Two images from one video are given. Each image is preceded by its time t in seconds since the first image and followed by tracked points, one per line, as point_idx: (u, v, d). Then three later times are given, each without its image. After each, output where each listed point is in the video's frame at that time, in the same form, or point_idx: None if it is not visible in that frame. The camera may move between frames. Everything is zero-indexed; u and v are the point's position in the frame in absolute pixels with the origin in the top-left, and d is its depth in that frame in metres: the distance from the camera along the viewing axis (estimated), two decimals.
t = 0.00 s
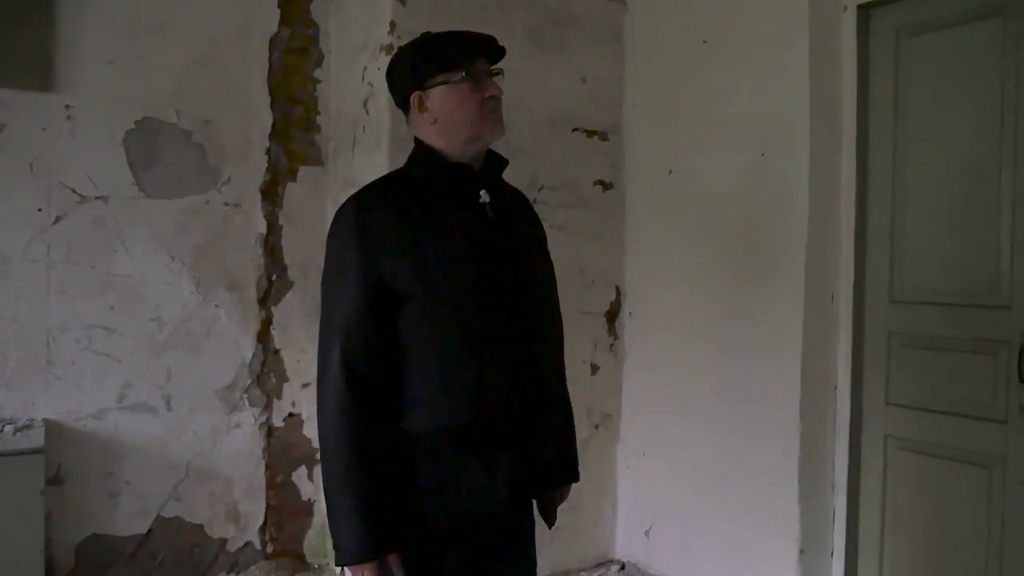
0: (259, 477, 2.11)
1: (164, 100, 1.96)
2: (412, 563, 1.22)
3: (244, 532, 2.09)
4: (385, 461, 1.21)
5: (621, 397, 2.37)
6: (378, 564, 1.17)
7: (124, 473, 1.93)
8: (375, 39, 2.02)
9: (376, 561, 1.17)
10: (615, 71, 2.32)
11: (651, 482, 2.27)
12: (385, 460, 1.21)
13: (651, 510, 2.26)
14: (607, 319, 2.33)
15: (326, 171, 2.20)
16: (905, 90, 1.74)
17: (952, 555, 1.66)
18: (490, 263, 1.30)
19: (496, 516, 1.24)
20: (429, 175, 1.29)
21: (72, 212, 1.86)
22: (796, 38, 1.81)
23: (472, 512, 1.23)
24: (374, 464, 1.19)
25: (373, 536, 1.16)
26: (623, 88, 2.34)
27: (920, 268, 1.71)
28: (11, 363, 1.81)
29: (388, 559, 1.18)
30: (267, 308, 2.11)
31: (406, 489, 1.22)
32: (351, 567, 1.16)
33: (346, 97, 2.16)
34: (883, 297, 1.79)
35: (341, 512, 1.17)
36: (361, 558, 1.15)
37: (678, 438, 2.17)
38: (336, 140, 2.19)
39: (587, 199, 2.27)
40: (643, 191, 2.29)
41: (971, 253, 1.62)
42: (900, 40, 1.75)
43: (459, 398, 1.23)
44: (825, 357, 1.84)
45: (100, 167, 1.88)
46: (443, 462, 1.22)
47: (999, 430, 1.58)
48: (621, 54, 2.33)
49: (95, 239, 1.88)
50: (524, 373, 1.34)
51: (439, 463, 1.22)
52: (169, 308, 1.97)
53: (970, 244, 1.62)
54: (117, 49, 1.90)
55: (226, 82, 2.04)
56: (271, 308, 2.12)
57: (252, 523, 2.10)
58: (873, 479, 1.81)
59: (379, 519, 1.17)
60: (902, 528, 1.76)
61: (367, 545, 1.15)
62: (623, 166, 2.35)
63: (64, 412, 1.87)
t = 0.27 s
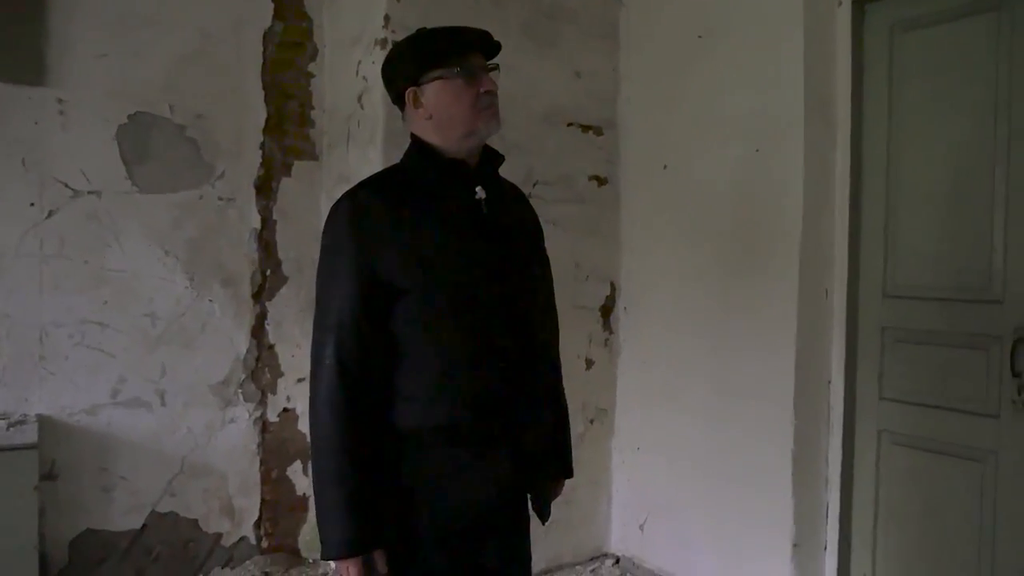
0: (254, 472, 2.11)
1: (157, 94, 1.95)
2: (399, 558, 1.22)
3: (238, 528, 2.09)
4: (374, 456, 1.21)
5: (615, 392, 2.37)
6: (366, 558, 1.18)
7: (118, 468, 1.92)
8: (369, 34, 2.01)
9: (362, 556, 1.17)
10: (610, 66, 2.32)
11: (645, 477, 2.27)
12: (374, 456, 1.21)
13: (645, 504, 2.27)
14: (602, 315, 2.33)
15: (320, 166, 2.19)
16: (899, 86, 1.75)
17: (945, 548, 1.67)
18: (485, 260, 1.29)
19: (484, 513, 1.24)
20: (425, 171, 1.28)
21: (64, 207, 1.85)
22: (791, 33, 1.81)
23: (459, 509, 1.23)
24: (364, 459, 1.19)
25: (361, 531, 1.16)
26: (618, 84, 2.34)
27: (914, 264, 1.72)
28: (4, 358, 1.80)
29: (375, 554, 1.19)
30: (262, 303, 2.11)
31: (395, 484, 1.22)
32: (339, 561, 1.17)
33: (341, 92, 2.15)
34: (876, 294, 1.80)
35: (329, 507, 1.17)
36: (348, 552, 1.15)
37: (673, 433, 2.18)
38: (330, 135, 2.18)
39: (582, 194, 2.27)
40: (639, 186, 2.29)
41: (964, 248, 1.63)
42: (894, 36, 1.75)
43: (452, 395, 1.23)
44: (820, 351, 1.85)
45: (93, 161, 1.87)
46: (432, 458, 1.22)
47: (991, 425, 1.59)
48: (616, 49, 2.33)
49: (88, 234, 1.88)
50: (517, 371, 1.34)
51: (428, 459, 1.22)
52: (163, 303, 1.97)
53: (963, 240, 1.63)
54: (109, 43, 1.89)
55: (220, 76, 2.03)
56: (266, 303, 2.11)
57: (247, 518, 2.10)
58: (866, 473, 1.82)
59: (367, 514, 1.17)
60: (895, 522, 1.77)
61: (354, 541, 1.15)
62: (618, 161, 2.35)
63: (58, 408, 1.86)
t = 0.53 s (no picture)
0: (248, 470, 2.10)
1: (149, 92, 1.94)
2: (392, 557, 1.22)
3: (232, 527, 2.08)
4: (366, 455, 1.20)
5: (610, 390, 2.37)
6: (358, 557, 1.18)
7: (111, 467, 1.92)
8: (363, 32, 2.01)
9: (354, 555, 1.17)
10: (604, 64, 2.32)
11: (640, 475, 2.27)
12: (366, 454, 1.21)
13: (640, 502, 2.27)
14: (597, 313, 2.33)
15: (314, 164, 2.19)
16: (893, 85, 1.75)
17: (938, 546, 1.68)
18: (477, 259, 1.29)
19: (476, 511, 1.24)
20: (416, 170, 1.28)
21: (57, 205, 1.84)
22: (785, 32, 1.81)
23: (451, 507, 1.22)
24: (356, 458, 1.19)
25: (354, 531, 1.16)
26: (612, 82, 2.33)
27: (907, 263, 1.72)
28: None
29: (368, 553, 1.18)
30: (255, 301, 2.10)
31: (387, 483, 1.22)
32: (332, 560, 1.16)
33: (335, 90, 2.14)
34: (871, 293, 1.80)
35: (321, 506, 1.16)
36: (341, 552, 1.15)
37: (667, 431, 2.18)
38: (324, 133, 2.18)
39: (577, 192, 2.27)
40: (633, 184, 2.29)
41: (958, 248, 1.63)
42: (888, 35, 1.75)
43: (444, 393, 1.22)
44: (814, 349, 1.85)
45: (85, 160, 1.86)
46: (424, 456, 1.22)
47: (984, 423, 1.59)
48: (611, 47, 2.33)
49: (81, 232, 1.87)
50: (509, 369, 1.33)
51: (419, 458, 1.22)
52: (156, 302, 1.96)
53: (957, 239, 1.63)
54: (101, 40, 1.87)
55: (212, 74, 2.02)
56: (259, 302, 2.10)
57: (241, 517, 2.09)
58: (859, 471, 1.83)
59: (359, 513, 1.17)
60: (888, 519, 1.77)
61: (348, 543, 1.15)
62: (612, 159, 2.35)
63: (50, 407, 1.85)
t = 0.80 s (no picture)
0: (242, 468, 2.09)
1: (142, 88, 1.92)
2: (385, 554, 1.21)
3: (227, 524, 2.07)
4: (358, 452, 1.20)
5: (606, 387, 2.37)
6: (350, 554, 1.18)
7: (105, 465, 1.91)
8: (358, 27, 2.00)
9: (346, 551, 1.17)
10: (600, 61, 2.31)
11: (635, 472, 2.28)
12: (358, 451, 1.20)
13: (636, 499, 2.27)
14: (593, 310, 2.33)
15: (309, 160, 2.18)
16: (888, 82, 1.75)
17: (932, 543, 1.68)
18: (471, 255, 1.28)
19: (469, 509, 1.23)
20: (408, 166, 1.27)
21: (50, 202, 1.83)
22: (781, 29, 1.81)
23: (443, 504, 1.22)
24: (348, 455, 1.18)
25: (346, 527, 1.15)
26: (608, 78, 2.33)
27: (902, 259, 1.72)
28: None
29: (360, 549, 1.18)
30: (250, 298, 2.09)
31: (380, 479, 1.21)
32: (324, 557, 1.16)
33: (329, 86, 2.13)
34: (865, 288, 1.80)
35: (313, 503, 1.16)
36: (333, 548, 1.15)
37: (662, 428, 2.18)
38: (319, 129, 2.17)
39: (572, 189, 2.27)
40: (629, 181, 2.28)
41: (952, 244, 1.63)
42: (884, 31, 1.75)
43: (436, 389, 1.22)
44: (809, 346, 1.86)
45: (78, 156, 1.85)
46: (417, 453, 1.22)
47: (979, 419, 1.60)
48: (607, 43, 2.33)
49: (73, 229, 1.86)
50: (503, 365, 1.32)
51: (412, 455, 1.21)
52: (150, 299, 1.95)
53: (952, 236, 1.63)
54: (93, 36, 1.86)
55: (206, 69, 2.01)
56: (254, 299, 2.09)
57: (236, 515, 2.08)
58: (855, 468, 1.83)
59: (350, 510, 1.16)
60: (883, 516, 1.78)
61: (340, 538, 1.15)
62: (608, 156, 2.34)
63: (43, 405, 1.84)
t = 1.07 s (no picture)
0: (237, 467, 2.08)
1: (136, 85, 1.91)
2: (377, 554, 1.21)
3: (221, 524, 2.06)
4: (349, 451, 1.19)
5: (601, 386, 2.37)
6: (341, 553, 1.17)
7: (98, 465, 1.90)
8: (353, 24, 1.99)
9: (337, 551, 1.16)
10: (595, 59, 2.31)
11: (630, 470, 2.28)
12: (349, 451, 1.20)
13: (630, 497, 2.27)
14: (588, 308, 2.33)
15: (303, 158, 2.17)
16: (884, 81, 1.75)
17: (927, 540, 1.68)
18: (463, 253, 1.27)
19: (461, 508, 1.23)
20: (401, 164, 1.26)
21: (42, 199, 1.82)
22: (777, 27, 1.81)
23: (435, 504, 1.21)
24: (339, 454, 1.18)
25: (338, 527, 1.15)
26: (603, 76, 2.33)
27: (897, 258, 1.73)
28: None
29: (352, 548, 1.18)
30: (244, 296, 2.08)
31: (372, 479, 1.21)
32: (315, 555, 1.16)
33: (324, 83, 2.12)
34: (861, 287, 1.80)
35: (304, 502, 1.16)
36: (324, 547, 1.14)
37: (657, 427, 2.19)
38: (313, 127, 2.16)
39: (568, 187, 2.26)
40: (624, 179, 2.28)
41: (947, 243, 1.64)
42: (880, 29, 1.75)
43: (429, 388, 1.21)
44: (804, 344, 1.86)
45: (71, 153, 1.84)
46: (409, 452, 1.21)
47: (974, 417, 1.60)
48: (602, 41, 2.32)
49: (66, 227, 1.85)
50: (496, 364, 1.32)
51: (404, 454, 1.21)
52: (143, 297, 1.94)
53: (946, 235, 1.64)
54: (86, 33, 1.85)
55: (200, 66, 1.99)
56: (248, 298, 2.08)
57: (230, 514, 2.07)
58: (849, 466, 1.83)
59: (341, 510, 1.16)
60: (878, 514, 1.78)
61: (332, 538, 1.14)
62: (604, 154, 2.34)
63: (36, 404, 1.83)
